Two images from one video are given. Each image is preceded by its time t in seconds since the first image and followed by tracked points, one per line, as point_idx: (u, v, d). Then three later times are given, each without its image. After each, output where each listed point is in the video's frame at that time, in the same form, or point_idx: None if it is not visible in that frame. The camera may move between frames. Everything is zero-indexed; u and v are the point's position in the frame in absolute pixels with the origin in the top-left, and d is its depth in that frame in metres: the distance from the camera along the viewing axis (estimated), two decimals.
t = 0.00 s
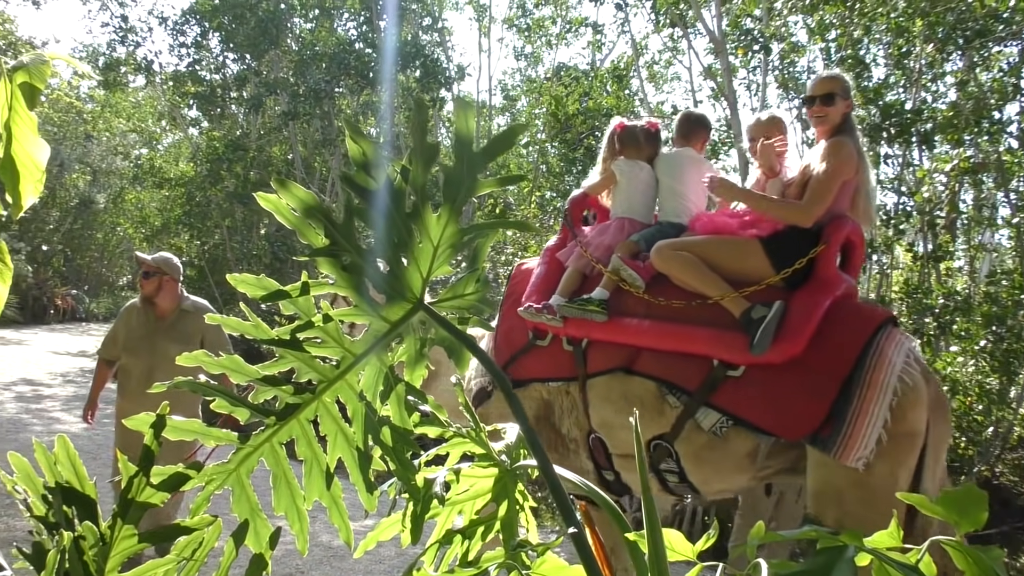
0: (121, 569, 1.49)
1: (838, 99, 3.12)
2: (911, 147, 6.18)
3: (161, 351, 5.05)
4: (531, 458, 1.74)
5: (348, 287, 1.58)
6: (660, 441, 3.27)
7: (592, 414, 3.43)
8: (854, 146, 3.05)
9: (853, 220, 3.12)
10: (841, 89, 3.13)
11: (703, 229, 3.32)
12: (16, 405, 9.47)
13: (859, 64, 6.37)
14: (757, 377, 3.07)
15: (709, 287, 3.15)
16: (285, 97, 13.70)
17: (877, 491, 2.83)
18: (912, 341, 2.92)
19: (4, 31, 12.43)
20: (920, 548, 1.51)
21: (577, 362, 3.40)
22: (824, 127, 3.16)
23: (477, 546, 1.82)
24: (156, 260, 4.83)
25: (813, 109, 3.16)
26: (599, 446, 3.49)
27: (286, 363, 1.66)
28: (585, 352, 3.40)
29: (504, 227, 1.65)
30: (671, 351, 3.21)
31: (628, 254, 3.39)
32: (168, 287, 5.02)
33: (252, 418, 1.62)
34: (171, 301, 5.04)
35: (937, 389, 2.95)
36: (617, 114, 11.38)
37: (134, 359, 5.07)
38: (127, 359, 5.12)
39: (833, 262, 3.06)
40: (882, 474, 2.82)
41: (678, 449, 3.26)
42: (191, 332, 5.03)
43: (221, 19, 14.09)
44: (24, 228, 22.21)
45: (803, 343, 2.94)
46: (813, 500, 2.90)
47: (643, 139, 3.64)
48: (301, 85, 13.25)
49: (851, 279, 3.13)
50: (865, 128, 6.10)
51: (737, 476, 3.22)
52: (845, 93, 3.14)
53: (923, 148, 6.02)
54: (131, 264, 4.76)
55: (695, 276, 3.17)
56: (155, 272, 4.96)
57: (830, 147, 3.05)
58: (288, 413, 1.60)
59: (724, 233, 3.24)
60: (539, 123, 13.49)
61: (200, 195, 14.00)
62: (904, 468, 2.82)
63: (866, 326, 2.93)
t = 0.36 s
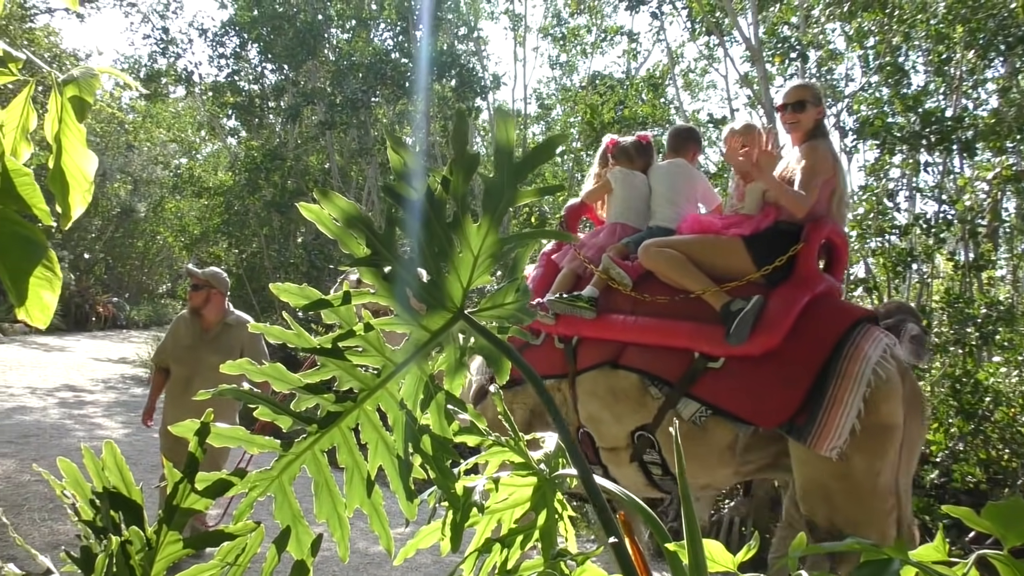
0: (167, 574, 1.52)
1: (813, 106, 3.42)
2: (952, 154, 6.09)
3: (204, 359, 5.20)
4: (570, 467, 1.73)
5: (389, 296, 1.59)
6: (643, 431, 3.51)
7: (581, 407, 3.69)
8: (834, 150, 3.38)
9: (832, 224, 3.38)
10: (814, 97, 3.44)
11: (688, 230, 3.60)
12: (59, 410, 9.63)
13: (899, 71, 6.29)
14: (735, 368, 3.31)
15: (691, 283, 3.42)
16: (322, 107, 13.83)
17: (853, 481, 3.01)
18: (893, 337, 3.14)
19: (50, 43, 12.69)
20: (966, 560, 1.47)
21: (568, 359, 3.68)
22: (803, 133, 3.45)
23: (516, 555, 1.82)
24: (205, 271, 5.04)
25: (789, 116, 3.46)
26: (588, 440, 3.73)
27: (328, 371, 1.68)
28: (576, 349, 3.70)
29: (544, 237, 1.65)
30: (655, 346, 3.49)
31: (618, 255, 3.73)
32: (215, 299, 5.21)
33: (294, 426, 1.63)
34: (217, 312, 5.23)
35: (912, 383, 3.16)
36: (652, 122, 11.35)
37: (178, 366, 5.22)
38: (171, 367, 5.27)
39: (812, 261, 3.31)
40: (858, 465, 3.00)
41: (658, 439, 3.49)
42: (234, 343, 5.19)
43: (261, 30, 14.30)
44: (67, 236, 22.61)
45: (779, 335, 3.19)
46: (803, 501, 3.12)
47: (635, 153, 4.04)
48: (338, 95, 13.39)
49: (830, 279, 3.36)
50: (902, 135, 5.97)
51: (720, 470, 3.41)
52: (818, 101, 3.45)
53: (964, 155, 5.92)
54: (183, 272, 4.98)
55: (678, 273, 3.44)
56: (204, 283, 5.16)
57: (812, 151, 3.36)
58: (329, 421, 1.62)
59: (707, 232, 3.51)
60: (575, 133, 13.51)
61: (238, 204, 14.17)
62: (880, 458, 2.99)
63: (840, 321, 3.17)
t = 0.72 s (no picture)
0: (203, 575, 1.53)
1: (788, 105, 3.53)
2: (989, 156, 6.00)
3: (241, 356, 5.41)
4: (602, 471, 1.72)
5: (422, 300, 1.60)
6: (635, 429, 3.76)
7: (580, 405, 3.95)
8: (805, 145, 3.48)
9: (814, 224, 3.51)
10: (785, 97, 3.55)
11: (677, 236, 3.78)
12: (95, 413, 9.77)
13: (934, 72, 6.21)
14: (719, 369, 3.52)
15: (678, 286, 3.62)
16: (354, 112, 13.92)
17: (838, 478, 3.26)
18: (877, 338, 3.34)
19: (87, 50, 12.86)
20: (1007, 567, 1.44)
21: (564, 359, 3.94)
22: (778, 132, 3.56)
23: (548, 559, 1.82)
24: (252, 274, 5.28)
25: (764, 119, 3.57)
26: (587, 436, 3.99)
27: (361, 375, 1.69)
28: (572, 350, 3.95)
29: (577, 241, 1.64)
30: (646, 348, 3.72)
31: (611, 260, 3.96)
32: (257, 300, 5.44)
33: (328, 430, 1.64)
34: (257, 313, 5.46)
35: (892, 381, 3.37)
36: (684, 125, 11.31)
37: (215, 359, 5.42)
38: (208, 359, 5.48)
39: (796, 264, 3.45)
40: (841, 463, 3.24)
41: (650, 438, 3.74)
42: (271, 344, 5.44)
43: (293, 35, 14.42)
44: (102, 241, 22.93)
45: (762, 337, 3.38)
46: (797, 501, 3.35)
47: (629, 160, 4.26)
48: (369, 100, 13.46)
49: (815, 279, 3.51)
50: (938, 137, 5.89)
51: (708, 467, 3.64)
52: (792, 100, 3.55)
53: (1002, 157, 5.84)
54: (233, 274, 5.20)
55: (665, 277, 3.64)
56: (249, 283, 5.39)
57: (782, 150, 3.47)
58: (364, 425, 1.62)
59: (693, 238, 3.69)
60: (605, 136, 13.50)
61: (270, 208, 14.31)
62: (862, 456, 3.23)
63: (820, 323, 3.36)
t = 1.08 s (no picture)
0: (223, 571, 1.54)
1: (759, 110, 3.58)
2: (1010, 150, 5.94)
3: (256, 347, 5.62)
4: (620, 467, 1.71)
5: (440, 298, 1.60)
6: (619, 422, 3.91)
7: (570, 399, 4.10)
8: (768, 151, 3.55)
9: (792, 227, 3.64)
10: (758, 99, 3.60)
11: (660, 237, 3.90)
12: (114, 409, 9.85)
13: (955, 66, 6.15)
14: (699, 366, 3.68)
15: (661, 287, 3.77)
16: (371, 108, 13.93)
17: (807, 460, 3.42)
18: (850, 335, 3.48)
19: (106, 49, 12.93)
20: None
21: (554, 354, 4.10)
22: (749, 133, 3.63)
23: (567, 555, 1.82)
24: (270, 268, 5.51)
25: (738, 118, 3.64)
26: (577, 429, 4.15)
27: (379, 372, 1.69)
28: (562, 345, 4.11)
29: (595, 237, 1.64)
30: (630, 345, 3.87)
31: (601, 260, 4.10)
32: (275, 295, 5.67)
33: (346, 426, 1.65)
34: (274, 307, 5.69)
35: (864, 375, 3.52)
36: (700, 121, 11.28)
37: (232, 349, 5.63)
38: (225, 350, 5.69)
39: (774, 265, 3.61)
40: (815, 450, 3.41)
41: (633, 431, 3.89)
42: (286, 338, 5.65)
43: (310, 32, 14.46)
44: (121, 238, 23.08)
45: (739, 336, 3.54)
46: (779, 489, 3.53)
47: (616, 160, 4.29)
48: (386, 96, 13.46)
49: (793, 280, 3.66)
50: (958, 132, 5.84)
51: (690, 458, 3.83)
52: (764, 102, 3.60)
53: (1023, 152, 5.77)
54: (253, 267, 5.44)
55: (648, 278, 3.79)
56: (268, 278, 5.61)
57: (748, 156, 3.54)
58: (382, 422, 1.63)
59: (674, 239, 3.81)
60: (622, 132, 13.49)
61: (287, 205, 14.34)
62: (834, 442, 3.40)
63: (795, 322, 3.51)
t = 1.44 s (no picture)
0: (230, 572, 1.54)
1: (728, 112, 3.85)
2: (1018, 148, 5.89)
3: (250, 349, 5.73)
4: (627, 467, 1.71)
5: (446, 299, 1.60)
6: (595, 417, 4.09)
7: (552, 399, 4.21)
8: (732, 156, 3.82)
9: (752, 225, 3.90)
10: (729, 102, 3.87)
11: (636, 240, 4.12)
12: (121, 409, 9.88)
13: (961, 63, 6.12)
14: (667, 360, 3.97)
15: (630, 287, 4.02)
16: (376, 108, 13.93)
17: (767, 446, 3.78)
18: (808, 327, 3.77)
19: (111, 49, 12.91)
20: None
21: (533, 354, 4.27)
22: (717, 135, 3.92)
23: (573, 556, 1.82)
24: (259, 271, 5.62)
25: (707, 118, 3.94)
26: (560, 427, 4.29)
27: (385, 373, 1.68)
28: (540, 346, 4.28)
29: (602, 238, 1.63)
30: (602, 342, 4.09)
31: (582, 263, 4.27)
32: (264, 297, 5.78)
33: (353, 428, 1.64)
34: (265, 308, 5.80)
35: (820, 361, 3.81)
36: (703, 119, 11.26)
37: (226, 353, 5.73)
38: (220, 353, 5.80)
39: (735, 264, 3.86)
40: (773, 436, 3.76)
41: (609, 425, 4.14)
42: (278, 338, 5.76)
43: (314, 32, 14.45)
44: (127, 238, 23.13)
45: (702, 332, 3.83)
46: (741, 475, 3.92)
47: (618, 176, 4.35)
48: (391, 95, 13.41)
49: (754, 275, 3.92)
50: (965, 129, 5.81)
51: (664, 447, 4.17)
52: (733, 104, 3.86)
53: None
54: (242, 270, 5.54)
55: (619, 280, 4.04)
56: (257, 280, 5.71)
57: (713, 159, 3.83)
58: (389, 422, 1.63)
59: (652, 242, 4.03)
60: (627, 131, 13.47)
61: (293, 205, 14.36)
62: (788, 429, 3.74)
63: (753, 317, 3.83)
